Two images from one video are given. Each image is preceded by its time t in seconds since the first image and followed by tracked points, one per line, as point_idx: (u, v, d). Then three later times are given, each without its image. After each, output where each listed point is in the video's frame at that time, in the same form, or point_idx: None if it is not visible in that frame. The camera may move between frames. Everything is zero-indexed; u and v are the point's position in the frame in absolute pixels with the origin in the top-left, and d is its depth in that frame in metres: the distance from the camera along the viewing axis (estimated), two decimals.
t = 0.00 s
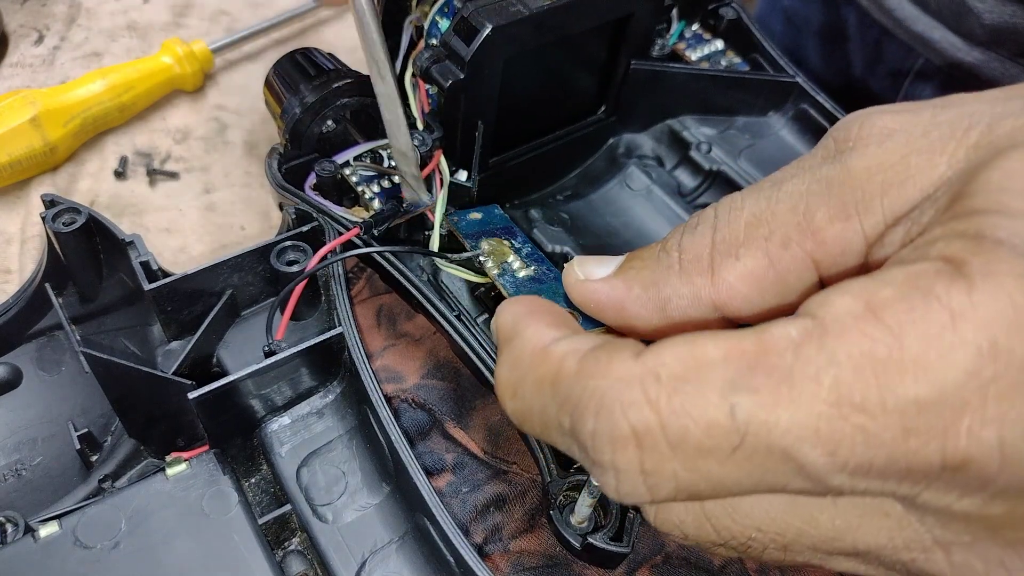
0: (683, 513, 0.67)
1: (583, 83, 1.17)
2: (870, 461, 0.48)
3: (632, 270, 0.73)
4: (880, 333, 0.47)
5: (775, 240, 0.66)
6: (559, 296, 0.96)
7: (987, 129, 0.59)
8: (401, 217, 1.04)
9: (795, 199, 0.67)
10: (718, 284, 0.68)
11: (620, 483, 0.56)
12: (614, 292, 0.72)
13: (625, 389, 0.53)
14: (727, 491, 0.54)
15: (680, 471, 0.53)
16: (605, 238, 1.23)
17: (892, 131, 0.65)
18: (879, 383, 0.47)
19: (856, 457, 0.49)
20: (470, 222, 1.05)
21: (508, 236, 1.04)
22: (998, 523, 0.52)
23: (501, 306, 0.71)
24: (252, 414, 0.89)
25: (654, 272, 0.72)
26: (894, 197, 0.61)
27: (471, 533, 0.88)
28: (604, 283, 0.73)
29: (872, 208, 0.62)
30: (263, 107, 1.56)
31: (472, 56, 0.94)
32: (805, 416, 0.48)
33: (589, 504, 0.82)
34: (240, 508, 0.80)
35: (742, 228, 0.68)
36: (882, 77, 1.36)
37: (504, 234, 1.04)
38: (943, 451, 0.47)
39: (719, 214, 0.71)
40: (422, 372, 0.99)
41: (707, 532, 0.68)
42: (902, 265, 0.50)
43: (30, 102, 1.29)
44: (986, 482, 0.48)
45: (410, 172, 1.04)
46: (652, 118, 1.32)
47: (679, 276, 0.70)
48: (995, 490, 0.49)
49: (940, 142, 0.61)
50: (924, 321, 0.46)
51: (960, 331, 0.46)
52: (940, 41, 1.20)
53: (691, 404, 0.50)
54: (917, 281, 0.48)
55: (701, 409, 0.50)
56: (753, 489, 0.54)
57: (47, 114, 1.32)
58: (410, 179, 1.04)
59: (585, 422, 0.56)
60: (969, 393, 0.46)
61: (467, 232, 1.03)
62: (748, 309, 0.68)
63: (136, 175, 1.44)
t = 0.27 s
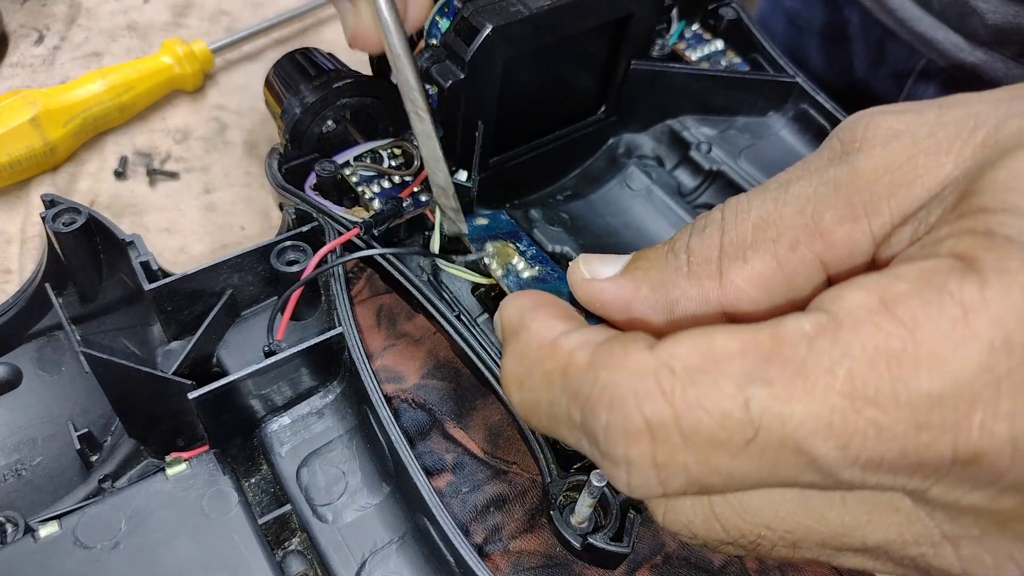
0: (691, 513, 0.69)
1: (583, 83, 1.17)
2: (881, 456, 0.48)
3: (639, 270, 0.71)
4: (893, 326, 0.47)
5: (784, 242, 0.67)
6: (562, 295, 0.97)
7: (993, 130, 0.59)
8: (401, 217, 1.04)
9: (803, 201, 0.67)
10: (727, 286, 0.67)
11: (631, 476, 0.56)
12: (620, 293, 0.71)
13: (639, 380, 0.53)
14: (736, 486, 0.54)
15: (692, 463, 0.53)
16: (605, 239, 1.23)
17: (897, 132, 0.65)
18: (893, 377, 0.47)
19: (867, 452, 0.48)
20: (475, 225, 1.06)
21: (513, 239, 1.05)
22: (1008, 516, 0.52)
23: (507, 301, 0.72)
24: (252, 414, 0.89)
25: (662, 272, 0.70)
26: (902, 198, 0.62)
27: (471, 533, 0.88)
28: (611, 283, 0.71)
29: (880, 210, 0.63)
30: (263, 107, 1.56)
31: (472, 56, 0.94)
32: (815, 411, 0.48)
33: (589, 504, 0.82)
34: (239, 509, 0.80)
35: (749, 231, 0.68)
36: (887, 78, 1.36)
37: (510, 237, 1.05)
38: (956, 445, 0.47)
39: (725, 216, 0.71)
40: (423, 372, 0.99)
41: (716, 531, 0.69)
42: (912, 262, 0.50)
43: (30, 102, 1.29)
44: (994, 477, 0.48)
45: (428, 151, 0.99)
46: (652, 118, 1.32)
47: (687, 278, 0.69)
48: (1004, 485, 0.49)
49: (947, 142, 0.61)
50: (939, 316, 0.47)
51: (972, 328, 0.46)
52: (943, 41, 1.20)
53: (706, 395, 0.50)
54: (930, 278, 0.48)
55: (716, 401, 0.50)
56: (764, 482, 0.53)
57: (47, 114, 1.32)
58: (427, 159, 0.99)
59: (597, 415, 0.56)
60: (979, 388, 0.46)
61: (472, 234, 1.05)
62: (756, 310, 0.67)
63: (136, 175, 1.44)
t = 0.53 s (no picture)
0: (690, 506, 0.68)
1: (583, 83, 1.18)
2: (881, 453, 0.49)
3: (644, 271, 0.72)
4: (892, 324, 0.48)
5: (787, 248, 0.67)
6: (563, 288, 0.99)
7: (990, 126, 0.59)
8: (401, 217, 1.05)
9: (804, 204, 0.68)
10: (731, 294, 0.68)
11: (633, 477, 0.57)
12: (625, 292, 0.71)
13: (640, 382, 0.53)
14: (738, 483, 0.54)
15: (693, 464, 0.53)
16: (606, 238, 1.23)
17: (892, 131, 0.65)
18: (893, 374, 0.47)
19: (868, 449, 0.49)
20: (479, 218, 1.07)
21: (515, 230, 1.06)
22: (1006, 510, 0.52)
23: (502, 302, 0.71)
24: (252, 414, 0.89)
25: (667, 276, 0.71)
26: (903, 198, 0.62)
27: (471, 533, 0.89)
28: (614, 281, 0.71)
29: (881, 211, 0.63)
30: (264, 108, 1.57)
31: (472, 57, 0.94)
32: (814, 409, 0.48)
33: (589, 503, 0.82)
34: (240, 508, 0.80)
35: (753, 238, 0.69)
36: (887, 79, 1.36)
37: (512, 228, 1.06)
38: (956, 441, 0.47)
39: (729, 223, 0.72)
40: (423, 372, 0.99)
41: (714, 527, 0.69)
42: (909, 260, 0.50)
43: (31, 103, 1.30)
44: (993, 472, 0.48)
45: (437, 171, 0.93)
46: (652, 118, 1.33)
47: (694, 284, 0.70)
48: (1003, 480, 0.49)
49: (944, 139, 0.62)
50: (939, 313, 0.47)
51: (972, 324, 0.46)
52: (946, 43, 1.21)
53: (706, 396, 0.50)
54: (928, 275, 0.48)
55: (716, 402, 0.50)
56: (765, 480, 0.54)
57: (48, 114, 1.33)
58: (434, 179, 0.94)
59: (599, 416, 0.56)
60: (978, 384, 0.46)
61: (475, 227, 1.06)
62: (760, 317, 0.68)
63: (137, 175, 1.44)
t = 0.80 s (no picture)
0: (686, 504, 0.69)
1: (583, 83, 1.17)
2: (875, 454, 0.49)
3: (643, 273, 0.72)
4: (887, 325, 0.47)
5: (784, 252, 0.67)
6: (560, 287, 0.99)
7: (986, 129, 0.60)
8: (400, 217, 1.04)
9: (801, 209, 0.67)
10: (728, 297, 0.67)
11: (628, 476, 0.56)
12: (621, 293, 0.71)
13: (636, 381, 0.53)
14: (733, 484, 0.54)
15: (687, 463, 0.53)
16: (606, 239, 1.23)
17: (888, 134, 0.65)
18: (888, 376, 0.47)
19: (862, 451, 0.49)
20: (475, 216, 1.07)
21: (512, 229, 1.06)
22: (998, 511, 0.52)
23: (502, 298, 0.72)
24: (252, 414, 0.89)
25: (665, 278, 0.71)
26: (899, 203, 0.62)
27: (471, 533, 0.89)
28: (613, 282, 0.72)
29: (879, 213, 0.63)
30: (264, 108, 1.56)
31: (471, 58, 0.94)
32: (809, 410, 0.48)
33: (589, 503, 0.82)
34: (240, 508, 0.80)
35: (750, 241, 0.68)
36: (888, 79, 1.37)
37: (508, 227, 1.06)
38: (950, 444, 0.47)
39: (728, 225, 0.71)
40: (422, 372, 0.99)
41: (710, 522, 0.70)
42: (907, 262, 0.50)
43: (32, 103, 1.30)
44: (988, 474, 0.48)
45: (449, 189, 0.92)
46: (652, 118, 1.33)
47: (691, 288, 0.69)
48: (998, 482, 0.49)
49: (940, 143, 0.62)
50: (933, 315, 0.47)
51: (967, 327, 0.46)
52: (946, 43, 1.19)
53: (702, 396, 0.50)
54: (924, 278, 0.48)
55: (712, 401, 0.50)
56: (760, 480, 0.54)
57: (48, 114, 1.33)
58: (445, 196, 0.93)
59: (594, 416, 0.56)
60: (973, 386, 0.46)
61: (472, 225, 1.05)
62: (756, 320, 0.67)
63: (137, 175, 1.44)
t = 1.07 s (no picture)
0: (675, 499, 0.68)
1: (583, 83, 1.17)
2: (859, 450, 0.49)
3: (630, 268, 0.73)
4: (872, 321, 0.47)
5: (771, 247, 0.66)
6: (551, 283, 0.99)
7: (973, 128, 0.60)
8: (401, 217, 1.04)
9: (789, 204, 0.66)
10: (715, 291, 0.68)
11: (614, 470, 0.57)
12: (611, 289, 0.73)
13: (622, 378, 0.54)
14: (720, 477, 0.54)
15: (673, 459, 0.54)
16: (606, 239, 1.23)
17: (876, 131, 0.65)
18: (872, 372, 0.47)
19: (846, 447, 0.49)
20: (464, 219, 1.06)
21: (501, 230, 1.06)
22: (984, 506, 0.52)
23: (492, 296, 0.70)
24: (252, 414, 0.89)
25: (653, 274, 0.72)
26: (885, 198, 0.61)
27: (471, 533, 0.89)
28: (602, 278, 0.73)
29: (863, 208, 0.63)
30: (263, 108, 1.56)
31: (472, 56, 0.94)
32: (796, 404, 0.48)
33: (589, 503, 0.82)
34: (240, 508, 0.80)
35: (737, 236, 0.68)
36: (886, 77, 1.38)
37: (497, 228, 1.06)
38: (932, 441, 0.47)
39: (715, 218, 0.71)
40: (423, 372, 0.99)
41: (699, 518, 0.70)
42: (895, 259, 0.50)
43: (32, 103, 1.30)
44: (969, 470, 0.48)
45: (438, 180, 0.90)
46: (652, 118, 1.33)
47: (678, 282, 0.71)
48: (980, 478, 0.49)
49: (927, 141, 0.61)
50: (920, 312, 0.46)
51: (950, 322, 0.46)
52: (944, 43, 1.20)
53: (688, 392, 0.51)
54: (910, 275, 0.48)
55: (697, 398, 0.50)
56: (747, 476, 0.54)
57: (48, 114, 1.33)
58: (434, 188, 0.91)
59: (583, 412, 0.57)
60: (958, 381, 0.46)
61: (462, 227, 1.05)
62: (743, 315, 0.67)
63: (137, 175, 1.44)
